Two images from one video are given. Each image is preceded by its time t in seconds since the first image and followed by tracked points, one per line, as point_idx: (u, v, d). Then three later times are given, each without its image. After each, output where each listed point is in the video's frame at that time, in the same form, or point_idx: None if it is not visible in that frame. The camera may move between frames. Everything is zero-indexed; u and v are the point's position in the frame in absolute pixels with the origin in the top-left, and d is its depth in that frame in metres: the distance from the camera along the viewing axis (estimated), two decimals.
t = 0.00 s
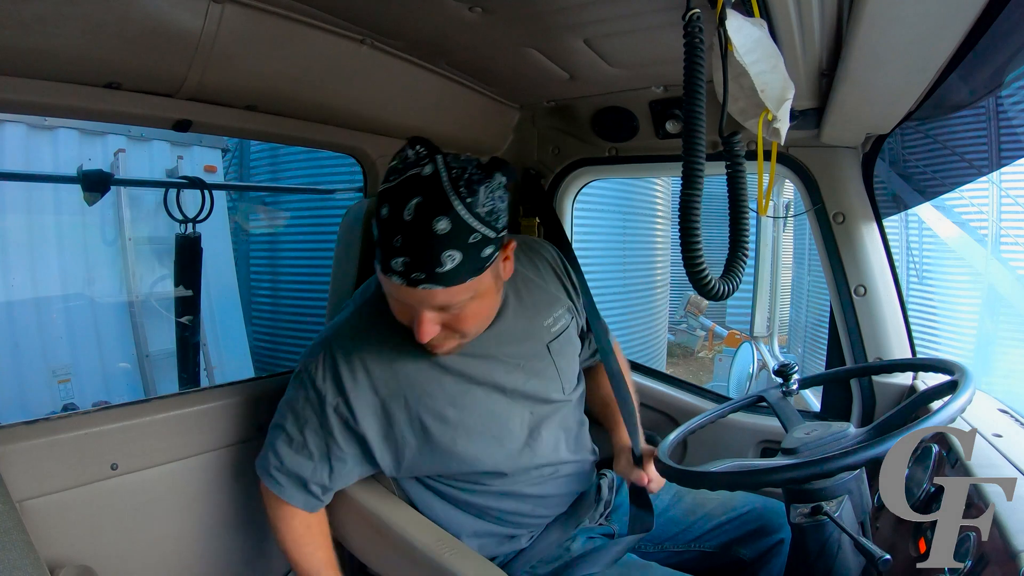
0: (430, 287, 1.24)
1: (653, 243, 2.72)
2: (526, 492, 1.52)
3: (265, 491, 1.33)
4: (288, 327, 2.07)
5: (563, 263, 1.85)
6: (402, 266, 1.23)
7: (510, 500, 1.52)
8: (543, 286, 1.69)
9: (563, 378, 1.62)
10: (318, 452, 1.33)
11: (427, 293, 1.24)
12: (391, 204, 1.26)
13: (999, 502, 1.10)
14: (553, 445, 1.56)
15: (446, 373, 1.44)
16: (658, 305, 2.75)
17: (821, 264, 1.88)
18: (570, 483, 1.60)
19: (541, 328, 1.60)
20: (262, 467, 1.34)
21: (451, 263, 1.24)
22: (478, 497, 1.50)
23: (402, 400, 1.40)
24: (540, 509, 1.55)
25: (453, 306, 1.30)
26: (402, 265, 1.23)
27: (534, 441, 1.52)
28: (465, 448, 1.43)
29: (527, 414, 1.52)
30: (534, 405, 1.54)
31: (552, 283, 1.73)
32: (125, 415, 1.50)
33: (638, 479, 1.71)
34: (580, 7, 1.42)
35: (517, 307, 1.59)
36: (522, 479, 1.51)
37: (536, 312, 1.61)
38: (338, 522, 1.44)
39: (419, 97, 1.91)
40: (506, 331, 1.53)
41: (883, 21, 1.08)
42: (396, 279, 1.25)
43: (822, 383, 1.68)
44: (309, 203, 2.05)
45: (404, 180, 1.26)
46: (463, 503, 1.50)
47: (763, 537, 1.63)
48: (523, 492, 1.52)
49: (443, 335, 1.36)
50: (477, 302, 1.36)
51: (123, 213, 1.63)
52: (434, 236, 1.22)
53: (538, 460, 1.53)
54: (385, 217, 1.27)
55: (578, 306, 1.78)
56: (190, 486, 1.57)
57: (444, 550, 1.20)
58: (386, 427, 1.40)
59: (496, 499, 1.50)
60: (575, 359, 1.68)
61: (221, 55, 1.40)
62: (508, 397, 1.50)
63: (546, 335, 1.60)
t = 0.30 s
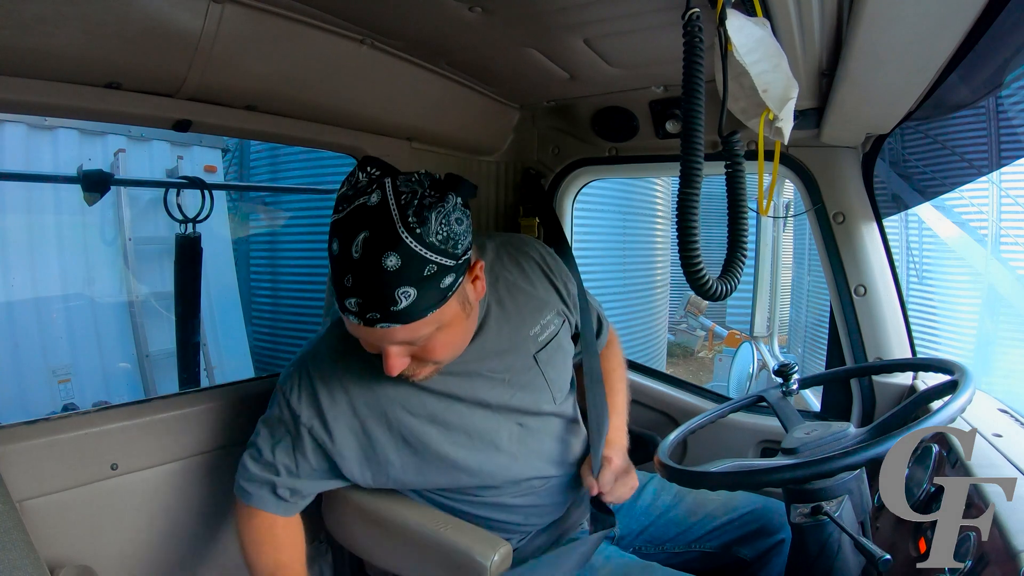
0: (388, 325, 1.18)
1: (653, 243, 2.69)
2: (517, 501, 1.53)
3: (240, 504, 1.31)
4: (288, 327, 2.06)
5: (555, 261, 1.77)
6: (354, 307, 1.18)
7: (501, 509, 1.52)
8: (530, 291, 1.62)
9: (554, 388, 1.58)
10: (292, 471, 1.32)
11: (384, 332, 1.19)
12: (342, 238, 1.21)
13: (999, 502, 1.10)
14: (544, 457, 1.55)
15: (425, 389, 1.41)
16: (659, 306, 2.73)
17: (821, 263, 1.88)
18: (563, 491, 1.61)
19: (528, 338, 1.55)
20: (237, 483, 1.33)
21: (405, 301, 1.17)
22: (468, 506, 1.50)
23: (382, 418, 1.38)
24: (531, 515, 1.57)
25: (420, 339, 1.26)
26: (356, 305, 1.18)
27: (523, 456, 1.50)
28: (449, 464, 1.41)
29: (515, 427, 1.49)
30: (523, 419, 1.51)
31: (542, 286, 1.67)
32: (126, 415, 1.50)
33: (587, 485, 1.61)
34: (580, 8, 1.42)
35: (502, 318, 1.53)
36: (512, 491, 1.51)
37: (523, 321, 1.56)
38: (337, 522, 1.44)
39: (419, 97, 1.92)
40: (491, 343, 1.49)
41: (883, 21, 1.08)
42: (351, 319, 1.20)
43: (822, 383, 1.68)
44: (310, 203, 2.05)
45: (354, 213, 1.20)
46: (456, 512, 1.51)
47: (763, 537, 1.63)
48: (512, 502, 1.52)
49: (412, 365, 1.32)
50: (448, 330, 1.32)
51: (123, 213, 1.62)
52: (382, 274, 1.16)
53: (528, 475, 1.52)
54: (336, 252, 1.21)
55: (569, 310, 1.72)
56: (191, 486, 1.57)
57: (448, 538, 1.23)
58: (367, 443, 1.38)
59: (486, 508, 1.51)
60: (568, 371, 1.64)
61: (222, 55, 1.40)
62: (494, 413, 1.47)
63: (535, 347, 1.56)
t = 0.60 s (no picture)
0: (365, 368, 1.13)
1: (653, 243, 2.68)
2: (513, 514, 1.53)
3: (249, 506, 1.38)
4: (288, 328, 2.04)
5: (556, 268, 1.73)
6: (328, 350, 1.14)
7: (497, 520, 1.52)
8: (528, 305, 1.59)
9: (549, 407, 1.56)
10: (289, 484, 1.34)
11: (360, 374, 1.14)
12: (316, 277, 1.16)
13: (999, 502, 1.10)
14: (541, 473, 1.54)
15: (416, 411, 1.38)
16: (659, 306, 2.73)
17: (821, 264, 1.88)
18: (560, 503, 1.61)
19: (523, 355, 1.52)
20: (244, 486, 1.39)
21: (381, 344, 1.12)
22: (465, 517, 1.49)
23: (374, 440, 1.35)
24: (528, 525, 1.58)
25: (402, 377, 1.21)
26: (332, 348, 1.13)
27: (518, 473, 1.50)
28: (443, 483, 1.40)
29: (509, 444, 1.48)
30: (518, 438, 1.50)
31: (541, 299, 1.63)
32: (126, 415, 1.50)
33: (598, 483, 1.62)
34: (580, 7, 1.42)
35: (497, 333, 1.51)
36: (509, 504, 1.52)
37: (520, 337, 1.53)
38: (337, 523, 1.44)
39: (419, 97, 1.92)
40: (487, 360, 1.47)
41: (883, 20, 1.08)
42: (328, 360, 1.16)
43: (822, 383, 1.68)
44: (310, 203, 2.04)
45: (328, 250, 1.14)
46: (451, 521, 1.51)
47: (764, 541, 1.63)
48: (508, 515, 1.53)
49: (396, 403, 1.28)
50: (433, 368, 1.27)
51: (123, 213, 1.62)
52: (354, 318, 1.10)
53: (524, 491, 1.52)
54: (312, 291, 1.16)
55: (568, 322, 1.68)
56: (191, 486, 1.57)
57: (449, 543, 1.23)
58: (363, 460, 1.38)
59: (482, 521, 1.51)
60: (565, 388, 1.62)
61: (222, 55, 1.40)
62: (489, 430, 1.45)
63: (531, 364, 1.54)
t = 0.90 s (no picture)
0: (364, 368, 1.14)
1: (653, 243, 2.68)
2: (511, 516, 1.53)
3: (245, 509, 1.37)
4: (288, 327, 2.04)
5: (556, 267, 1.73)
6: (328, 349, 1.14)
7: (497, 522, 1.52)
8: (529, 305, 1.59)
9: (549, 409, 1.56)
10: (287, 485, 1.34)
11: (360, 374, 1.15)
12: (314, 275, 1.15)
13: (999, 502, 1.10)
14: (539, 475, 1.54)
15: (416, 412, 1.38)
16: (660, 306, 2.73)
17: (821, 264, 1.88)
18: (559, 505, 1.61)
19: (523, 357, 1.52)
20: (240, 488, 1.38)
21: (380, 343, 1.12)
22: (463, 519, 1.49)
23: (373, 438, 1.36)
24: (527, 527, 1.57)
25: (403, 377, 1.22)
26: (331, 348, 1.14)
27: (516, 475, 1.50)
28: (442, 484, 1.40)
29: (508, 446, 1.48)
30: (517, 440, 1.50)
31: (542, 299, 1.63)
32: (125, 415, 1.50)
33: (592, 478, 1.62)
34: (580, 7, 1.42)
35: (497, 334, 1.51)
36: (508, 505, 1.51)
37: (520, 337, 1.53)
38: (337, 524, 1.43)
39: (419, 97, 1.92)
40: (487, 361, 1.47)
41: (883, 20, 1.08)
42: (327, 359, 1.16)
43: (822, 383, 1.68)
44: (309, 203, 2.04)
45: (326, 249, 1.14)
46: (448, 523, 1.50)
47: (768, 544, 1.62)
48: (506, 516, 1.52)
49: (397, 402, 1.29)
50: (433, 370, 1.28)
51: (123, 213, 1.62)
52: (353, 318, 1.10)
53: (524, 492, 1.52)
54: (311, 290, 1.16)
55: (568, 323, 1.68)
56: (191, 486, 1.57)
57: (449, 543, 1.22)
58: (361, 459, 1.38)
59: (480, 523, 1.50)
60: (564, 389, 1.61)
61: (221, 55, 1.40)
62: (489, 432, 1.45)
63: (531, 366, 1.54)
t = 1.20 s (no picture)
0: (377, 348, 1.13)
1: (653, 243, 2.68)
2: (512, 514, 1.53)
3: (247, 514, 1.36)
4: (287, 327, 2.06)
5: (556, 266, 1.73)
6: (341, 329, 1.12)
7: (497, 519, 1.52)
8: (530, 303, 1.60)
9: (550, 407, 1.56)
10: (292, 484, 1.33)
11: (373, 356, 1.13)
12: (327, 257, 1.15)
13: (999, 502, 1.10)
14: (539, 473, 1.54)
15: (416, 409, 1.38)
16: (659, 306, 2.73)
17: (821, 264, 1.88)
18: (559, 502, 1.61)
19: (524, 353, 1.53)
20: (240, 489, 1.36)
21: (394, 320, 1.11)
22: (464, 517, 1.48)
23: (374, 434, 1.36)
24: (527, 525, 1.57)
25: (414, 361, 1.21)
26: (344, 327, 1.12)
27: (516, 473, 1.49)
28: (443, 481, 1.40)
29: (509, 443, 1.48)
30: (518, 437, 1.49)
31: (543, 296, 1.64)
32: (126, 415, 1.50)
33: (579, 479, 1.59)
34: (580, 8, 1.42)
35: (497, 333, 1.51)
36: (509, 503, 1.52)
37: (520, 336, 1.54)
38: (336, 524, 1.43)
39: (419, 97, 1.92)
40: (487, 359, 1.47)
41: (883, 20, 1.08)
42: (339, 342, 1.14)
43: (821, 383, 1.68)
44: (309, 203, 2.04)
45: (340, 229, 1.14)
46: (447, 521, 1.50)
47: (767, 543, 1.63)
48: (507, 514, 1.52)
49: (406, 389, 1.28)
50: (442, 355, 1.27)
51: (123, 213, 1.64)
52: (370, 294, 1.10)
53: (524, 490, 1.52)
54: (322, 272, 1.15)
55: (568, 322, 1.68)
56: (191, 486, 1.57)
57: (449, 543, 1.22)
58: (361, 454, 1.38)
59: (481, 521, 1.50)
60: (564, 388, 1.61)
61: (222, 55, 1.40)
62: (490, 429, 1.45)
63: (532, 364, 1.54)
